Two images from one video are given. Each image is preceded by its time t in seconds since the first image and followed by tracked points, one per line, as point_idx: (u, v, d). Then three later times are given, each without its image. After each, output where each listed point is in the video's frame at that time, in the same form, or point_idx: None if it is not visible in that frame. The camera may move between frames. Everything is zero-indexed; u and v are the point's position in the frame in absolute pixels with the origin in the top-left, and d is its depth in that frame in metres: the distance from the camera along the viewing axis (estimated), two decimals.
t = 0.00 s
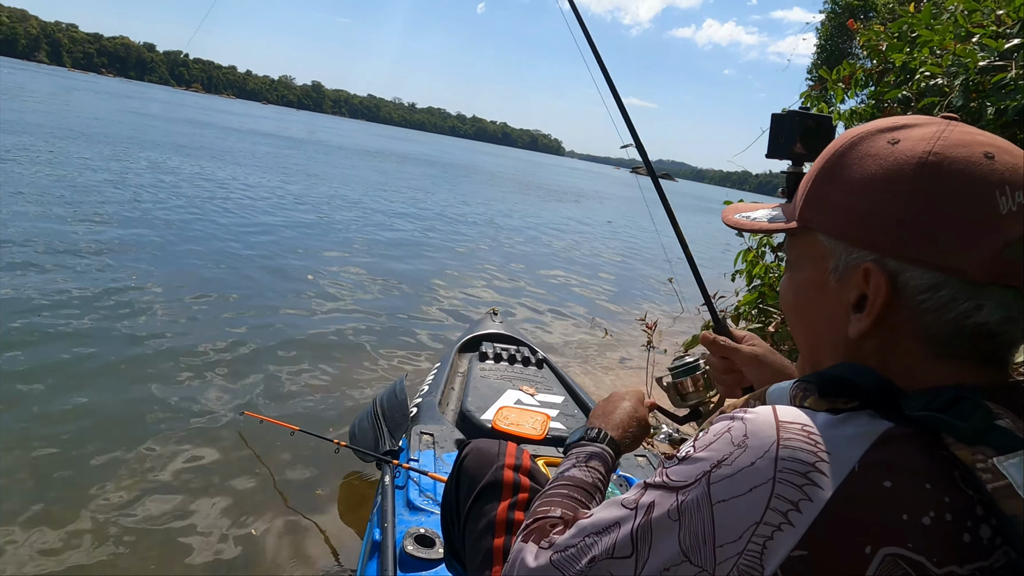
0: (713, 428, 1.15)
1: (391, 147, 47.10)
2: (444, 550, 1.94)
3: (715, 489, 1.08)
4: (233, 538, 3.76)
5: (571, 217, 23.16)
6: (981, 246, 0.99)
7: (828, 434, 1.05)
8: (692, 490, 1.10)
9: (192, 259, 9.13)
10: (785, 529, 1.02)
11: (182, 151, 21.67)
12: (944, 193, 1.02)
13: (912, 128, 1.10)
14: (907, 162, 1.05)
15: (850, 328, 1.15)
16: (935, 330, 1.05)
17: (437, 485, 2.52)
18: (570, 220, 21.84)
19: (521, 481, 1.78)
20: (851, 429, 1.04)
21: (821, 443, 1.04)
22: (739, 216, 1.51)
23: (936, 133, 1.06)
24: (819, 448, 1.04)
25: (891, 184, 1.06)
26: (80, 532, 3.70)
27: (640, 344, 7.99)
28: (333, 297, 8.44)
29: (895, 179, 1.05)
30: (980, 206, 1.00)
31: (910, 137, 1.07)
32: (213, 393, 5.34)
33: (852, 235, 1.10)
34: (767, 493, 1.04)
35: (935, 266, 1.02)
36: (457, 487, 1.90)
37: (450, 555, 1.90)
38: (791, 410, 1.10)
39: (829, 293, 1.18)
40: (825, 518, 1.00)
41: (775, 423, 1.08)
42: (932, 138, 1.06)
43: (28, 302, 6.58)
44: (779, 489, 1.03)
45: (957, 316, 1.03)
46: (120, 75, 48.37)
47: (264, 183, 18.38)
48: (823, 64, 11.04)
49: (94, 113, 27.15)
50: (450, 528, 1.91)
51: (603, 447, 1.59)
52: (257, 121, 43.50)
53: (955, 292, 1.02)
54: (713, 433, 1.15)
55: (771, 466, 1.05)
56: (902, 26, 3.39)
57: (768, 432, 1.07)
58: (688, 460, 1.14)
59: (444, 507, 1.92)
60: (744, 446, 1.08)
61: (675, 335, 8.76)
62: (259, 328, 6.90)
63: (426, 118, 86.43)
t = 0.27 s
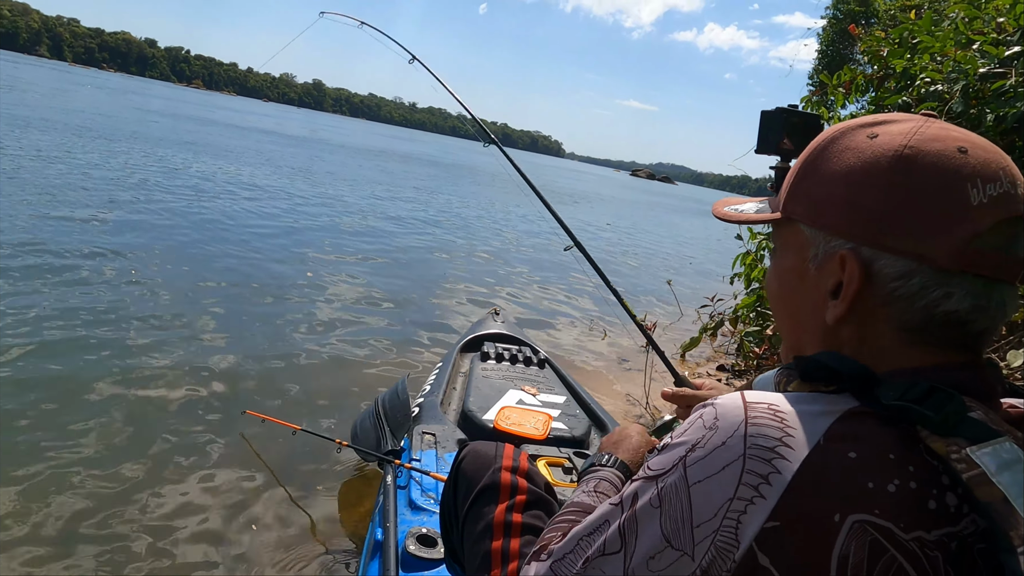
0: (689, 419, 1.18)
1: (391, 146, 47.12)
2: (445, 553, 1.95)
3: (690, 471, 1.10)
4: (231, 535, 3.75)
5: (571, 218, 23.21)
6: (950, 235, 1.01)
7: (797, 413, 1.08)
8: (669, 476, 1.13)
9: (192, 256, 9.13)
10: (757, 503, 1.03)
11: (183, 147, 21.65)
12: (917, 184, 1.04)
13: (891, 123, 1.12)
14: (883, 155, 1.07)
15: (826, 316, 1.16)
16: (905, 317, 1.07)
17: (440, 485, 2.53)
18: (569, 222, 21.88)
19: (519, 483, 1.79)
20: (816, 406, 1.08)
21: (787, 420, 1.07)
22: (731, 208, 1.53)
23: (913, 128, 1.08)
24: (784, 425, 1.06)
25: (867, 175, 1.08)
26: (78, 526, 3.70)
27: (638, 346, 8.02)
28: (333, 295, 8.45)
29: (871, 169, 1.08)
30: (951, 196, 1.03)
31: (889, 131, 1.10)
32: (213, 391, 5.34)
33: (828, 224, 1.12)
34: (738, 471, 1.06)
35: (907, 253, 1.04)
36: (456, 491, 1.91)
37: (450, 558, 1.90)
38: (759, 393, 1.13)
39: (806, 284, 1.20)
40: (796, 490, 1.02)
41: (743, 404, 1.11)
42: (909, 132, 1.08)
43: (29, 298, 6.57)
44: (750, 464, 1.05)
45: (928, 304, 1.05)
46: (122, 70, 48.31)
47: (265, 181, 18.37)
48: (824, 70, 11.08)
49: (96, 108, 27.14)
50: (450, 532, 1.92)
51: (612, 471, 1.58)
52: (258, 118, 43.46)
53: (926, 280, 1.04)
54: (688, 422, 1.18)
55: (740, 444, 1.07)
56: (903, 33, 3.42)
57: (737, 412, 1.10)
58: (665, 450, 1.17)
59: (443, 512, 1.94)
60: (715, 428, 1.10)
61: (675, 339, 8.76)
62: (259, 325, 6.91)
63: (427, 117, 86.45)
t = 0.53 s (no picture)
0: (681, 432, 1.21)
1: (386, 144, 47.06)
2: (440, 556, 1.96)
3: (685, 487, 1.13)
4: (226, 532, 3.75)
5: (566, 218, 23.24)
6: (948, 234, 1.03)
7: (787, 421, 1.10)
8: (666, 495, 1.16)
9: (187, 251, 9.10)
10: (751, 518, 1.06)
11: (177, 142, 21.57)
12: (917, 181, 1.06)
13: (890, 122, 1.14)
14: (883, 152, 1.09)
15: (822, 313, 1.17)
16: (901, 316, 1.08)
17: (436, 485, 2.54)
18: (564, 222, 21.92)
19: (511, 483, 1.80)
20: (806, 412, 1.10)
21: (778, 427, 1.09)
22: (728, 203, 1.53)
23: (911, 127, 1.10)
24: (774, 433, 1.08)
25: (867, 171, 1.09)
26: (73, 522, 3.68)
27: (631, 346, 8.05)
28: (327, 292, 8.44)
29: (871, 166, 1.09)
30: (949, 196, 1.04)
31: (887, 129, 1.11)
32: (207, 387, 5.32)
33: (827, 221, 1.13)
34: (732, 484, 1.08)
35: (906, 252, 1.05)
36: (449, 496, 1.92)
37: (446, 560, 1.91)
38: (749, 401, 1.15)
39: (802, 281, 1.21)
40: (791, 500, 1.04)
41: (732, 414, 1.13)
42: (906, 131, 1.10)
43: (22, 292, 6.52)
44: (744, 477, 1.08)
45: (924, 302, 1.06)
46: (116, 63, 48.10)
47: (259, 177, 18.33)
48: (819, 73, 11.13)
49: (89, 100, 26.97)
50: (445, 536, 1.92)
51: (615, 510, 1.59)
52: (253, 114, 43.33)
53: (923, 279, 1.05)
54: (679, 435, 1.20)
55: (733, 457, 1.09)
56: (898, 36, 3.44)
57: (726, 425, 1.12)
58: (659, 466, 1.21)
59: (437, 517, 1.94)
60: (706, 442, 1.13)
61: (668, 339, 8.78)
62: (253, 321, 6.90)
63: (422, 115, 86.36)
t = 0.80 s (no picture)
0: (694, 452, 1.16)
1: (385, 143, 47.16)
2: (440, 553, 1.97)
3: (706, 515, 1.08)
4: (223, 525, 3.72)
5: (563, 219, 23.31)
6: (969, 238, 0.99)
7: (813, 445, 1.04)
8: (682, 521, 1.11)
9: (187, 249, 9.14)
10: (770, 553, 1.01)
11: (177, 139, 21.63)
12: (939, 183, 1.02)
13: (918, 120, 1.10)
14: (906, 151, 1.05)
15: (838, 315, 1.15)
16: (919, 322, 1.05)
17: (437, 485, 2.54)
18: (561, 223, 21.98)
19: (515, 484, 1.81)
20: (824, 435, 1.05)
21: (803, 453, 1.04)
22: (746, 200, 1.50)
23: (939, 126, 1.06)
24: (800, 460, 1.03)
25: (889, 170, 1.06)
26: (71, 512, 3.66)
27: (629, 348, 8.09)
28: (326, 290, 8.48)
29: (891, 165, 1.06)
30: (974, 199, 1.00)
31: (913, 127, 1.08)
32: (205, 383, 5.32)
33: (845, 219, 1.11)
34: (756, 516, 1.03)
35: (923, 255, 1.02)
36: (451, 494, 1.92)
37: (445, 557, 1.92)
38: (771, 421, 1.09)
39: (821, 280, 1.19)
40: (815, 531, 1.00)
41: (754, 437, 1.07)
42: (933, 131, 1.06)
43: (21, 286, 6.53)
44: (769, 507, 1.02)
45: (941, 309, 1.03)
46: (116, 60, 48.17)
47: (258, 175, 18.38)
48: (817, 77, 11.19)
49: (88, 97, 27.01)
50: (446, 534, 1.92)
51: (614, 497, 1.58)
52: (252, 112, 43.41)
53: (942, 284, 1.02)
54: (693, 456, 1.15)
55: (756, 485, 1.04)
56: (897, 40, 3.45)
57: (749, 450, 1.06)
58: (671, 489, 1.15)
59: (438, 517, 1.95)
60: (727, 468, 1.07)
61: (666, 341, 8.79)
62: (252, 318, 6.92)
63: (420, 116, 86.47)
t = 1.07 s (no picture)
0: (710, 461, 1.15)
1: (383, 143, 47.15)
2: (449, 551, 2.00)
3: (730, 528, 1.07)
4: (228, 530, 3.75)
5: (561, 219, 23.33)
6: (993, 245, 0.99)
7: (836, 455, 1.04)
8: (700, 531, 1.10)
9: (185, 249, 9.14)
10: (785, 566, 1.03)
11: (174, 139, 21.61)
12: (965, 187, 1.02)
13: (943, 122, 1.10)
14: (931, 155, 1.06)
15: (858, 319, 1.16)
16: (942, 329, 1.06)
17: (442, 484, 2.55)
18: (559, 223, 21.99)
19: (524, 483, 1.84)
20: (846, 445, 1.05)
21: (828, 464, 1.04)
22: (764, 200, 1.51)
23: (965, 130, 1.06)
24: (824, 471, 1.03)
25: (913, 174, 1.06)
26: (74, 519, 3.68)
27: (627, 348, 8.10)
28: (325, 291, 8.48)
29: (916, 170, 1.06)
30: (1000, 206, 1.00)
31: (939, 130, 1.08)
32: (207, 385, 5.32)
33: (868, 223, 1.12)
34: (780, 528, 1.03)
35: (947, 262, 1.02)
36: (460, 491, 1.94)
37: (454, 555, 1.96)
38: (792, 430, 1.10)
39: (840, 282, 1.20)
40: (840, 544, 1.00)
41: (777, 449, 1.07)
42: (959, 133, 1.06)
43: (20, 288, 6.53)
44: (793, 521, 1.03)
45: (964, 316, 1.03)
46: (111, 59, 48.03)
47: (256, 175, 18.37)
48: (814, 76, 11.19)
49: (85, 97, 26.99)
50: (456, 536, 1.96)
51: (612, 491, 1.55)
52: (250, 112, 43.39)
53: (965, 291, 1.02)
54: (710, 464, 1.14)
55: (781, 497, 1.04)
56: (897, 40, 3.46)
57: (770, 460, 1.07)
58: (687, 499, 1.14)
59: (448, 512, 1.98)
60: (749, 478, 1.07)
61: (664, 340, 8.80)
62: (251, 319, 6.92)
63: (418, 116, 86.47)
